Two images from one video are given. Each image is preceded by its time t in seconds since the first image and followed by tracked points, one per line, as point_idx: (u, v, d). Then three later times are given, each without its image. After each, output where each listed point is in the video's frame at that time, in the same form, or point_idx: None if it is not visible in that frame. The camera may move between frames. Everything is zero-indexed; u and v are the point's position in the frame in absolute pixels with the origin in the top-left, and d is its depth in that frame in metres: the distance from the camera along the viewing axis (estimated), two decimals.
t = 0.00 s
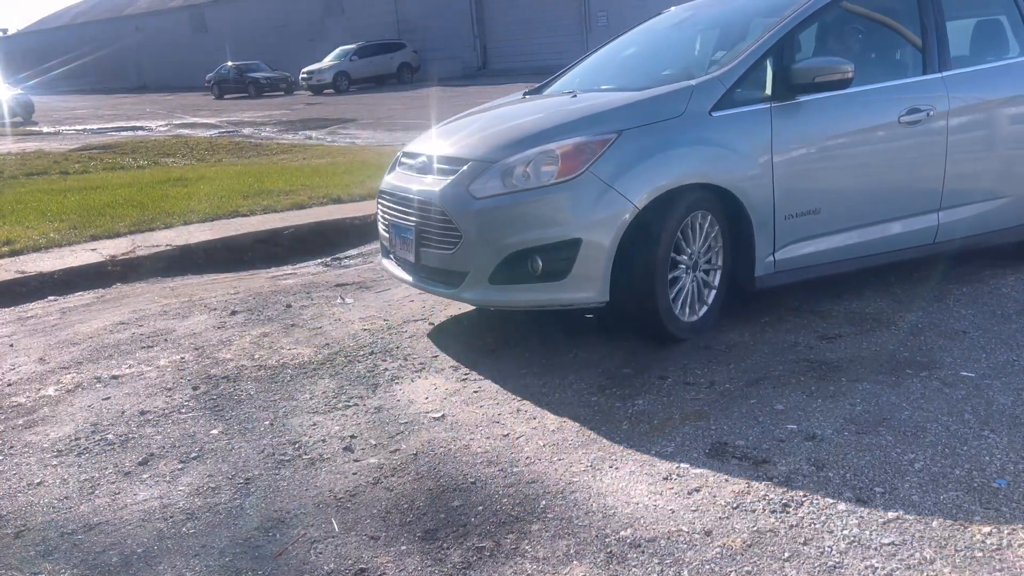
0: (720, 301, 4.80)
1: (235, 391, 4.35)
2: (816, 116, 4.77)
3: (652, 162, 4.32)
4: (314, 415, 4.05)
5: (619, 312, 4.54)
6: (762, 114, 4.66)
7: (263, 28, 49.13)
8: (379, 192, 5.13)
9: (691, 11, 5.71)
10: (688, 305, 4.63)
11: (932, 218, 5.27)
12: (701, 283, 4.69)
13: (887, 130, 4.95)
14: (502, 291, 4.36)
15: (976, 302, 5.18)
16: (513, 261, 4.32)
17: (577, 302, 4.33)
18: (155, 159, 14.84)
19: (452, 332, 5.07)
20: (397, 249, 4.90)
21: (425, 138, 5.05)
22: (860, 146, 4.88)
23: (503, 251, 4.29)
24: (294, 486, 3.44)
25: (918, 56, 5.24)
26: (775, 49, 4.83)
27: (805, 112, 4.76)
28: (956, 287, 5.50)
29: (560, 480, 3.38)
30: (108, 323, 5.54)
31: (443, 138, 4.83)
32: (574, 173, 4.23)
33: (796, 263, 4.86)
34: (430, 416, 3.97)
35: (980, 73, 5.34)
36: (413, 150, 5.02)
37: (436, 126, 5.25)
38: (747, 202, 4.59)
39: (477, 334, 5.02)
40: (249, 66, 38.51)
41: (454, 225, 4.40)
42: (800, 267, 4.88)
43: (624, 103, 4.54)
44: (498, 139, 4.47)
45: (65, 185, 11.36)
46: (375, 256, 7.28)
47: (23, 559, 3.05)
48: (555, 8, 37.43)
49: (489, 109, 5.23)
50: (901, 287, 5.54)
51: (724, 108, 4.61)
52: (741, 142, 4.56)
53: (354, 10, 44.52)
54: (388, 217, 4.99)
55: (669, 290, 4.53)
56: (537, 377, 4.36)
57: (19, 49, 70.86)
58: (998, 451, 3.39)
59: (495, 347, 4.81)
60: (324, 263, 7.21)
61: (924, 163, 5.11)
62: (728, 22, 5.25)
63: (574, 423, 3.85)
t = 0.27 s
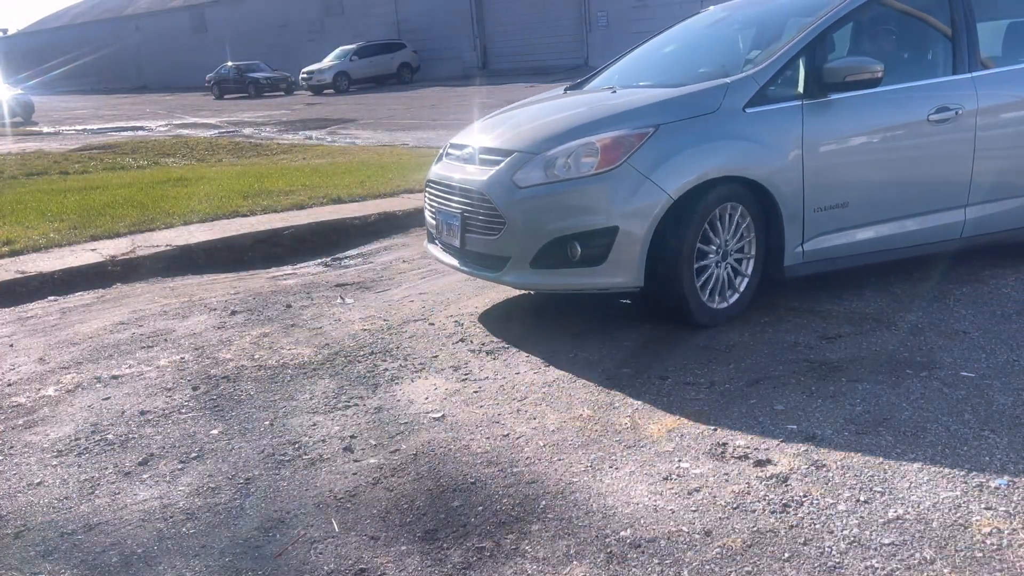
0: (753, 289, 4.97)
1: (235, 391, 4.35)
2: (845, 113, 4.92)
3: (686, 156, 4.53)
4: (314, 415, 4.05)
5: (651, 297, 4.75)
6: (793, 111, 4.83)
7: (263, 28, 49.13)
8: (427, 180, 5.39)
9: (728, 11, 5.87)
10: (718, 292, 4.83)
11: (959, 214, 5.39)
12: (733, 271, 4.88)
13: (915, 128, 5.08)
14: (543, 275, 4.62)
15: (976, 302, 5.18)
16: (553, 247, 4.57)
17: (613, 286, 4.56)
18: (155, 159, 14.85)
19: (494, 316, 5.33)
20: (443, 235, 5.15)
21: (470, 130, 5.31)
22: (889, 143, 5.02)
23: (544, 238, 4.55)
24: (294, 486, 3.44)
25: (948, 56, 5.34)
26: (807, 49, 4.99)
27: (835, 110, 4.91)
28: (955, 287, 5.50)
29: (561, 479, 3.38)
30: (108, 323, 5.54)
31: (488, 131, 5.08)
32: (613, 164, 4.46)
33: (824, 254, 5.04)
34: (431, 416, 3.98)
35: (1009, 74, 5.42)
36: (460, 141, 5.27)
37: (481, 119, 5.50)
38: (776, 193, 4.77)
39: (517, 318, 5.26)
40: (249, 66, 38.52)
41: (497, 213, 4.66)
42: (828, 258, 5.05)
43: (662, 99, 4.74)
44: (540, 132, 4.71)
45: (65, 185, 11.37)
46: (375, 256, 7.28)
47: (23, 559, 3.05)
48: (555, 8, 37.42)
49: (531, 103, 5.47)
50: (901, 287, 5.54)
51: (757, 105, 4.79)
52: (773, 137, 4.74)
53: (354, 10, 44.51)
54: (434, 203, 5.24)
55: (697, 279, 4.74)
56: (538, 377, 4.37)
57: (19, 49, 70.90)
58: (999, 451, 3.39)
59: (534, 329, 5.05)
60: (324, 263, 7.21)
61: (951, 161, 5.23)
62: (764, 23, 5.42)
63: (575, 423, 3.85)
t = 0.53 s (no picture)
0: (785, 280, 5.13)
1: (235, 391, 4.35)
2: (876, 110, 5.10)
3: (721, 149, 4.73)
4: (313, 415, 4.05)
5: (684, 285, 4.94)
6: (823, 110, 5.00)
7: (263, 28, 49.15)
8: (470, 171, 5.63)
9: (763, 11, 6.05)
10: (748, 282, 5.01)
11: (985, 209, 5.55)
12: (766, 260, 5.05)
13: (944, 124, 5.25)
14: (581, 263, 4.83)
15: (976, 302, 5.18)
16: (591, 236, 4.78)
17: (648, 274, 4.77)
18: (155, 159, 14.85)
19: (533, 302, 5.55)
20: (485, 224, 5.37)
21: (512, 122, 5.53)
22: (917, 139, 5.19)
23: (583, 228, 4.76)
24: (294, 486, 3.44)
25: (978, 55, 5.50)
26: (841, 48, 5.19)
27: (866, 106, 5.09)
28: (956, 288, 5.49)
29: (561, 479, 3.38)
30: (108, 324, 5.54)
31: (530, 124, 5.30)
32: (650, 158, 4.66)
33: (853, 246, 5.22)
34: (432, 416, 3.98)
35: None
36: (503, 133, 5.49)
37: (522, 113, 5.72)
38: (807, 186, 4.96)
39: (556, 304, 5.47)
40: (249, 66, 38.54)
41: (538, 204, 4.88)
42: (856, 250, 5.23)
43: (698, 95, 4.93)
44: (581, 126, 4.92)
45: (66, 185, 11.38)
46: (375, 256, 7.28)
47: (23, 559, 3.05)
48: (555, 8, 37.41)
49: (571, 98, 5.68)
50: (902, 287, 5.55)
51: (791, 101, 4.98)
52: (806, 133, 4.93)
53: (354, 11, 44.51)
54: (477, 193, 5.47)
55: (728, 270, 4.92)
56: (539, 377, 4.37)
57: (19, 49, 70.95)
58: (999, 451, 3.38)
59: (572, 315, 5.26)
60: (324, 264, 7.21)
61: (978, 157, 5.40)
62: (798, 22, 5.61)
63: (575, 423, 3.85)
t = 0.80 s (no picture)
0: (818, 271, 5.28)
1: (235, 391, 4.35)
2: (908, 107, 5.25)
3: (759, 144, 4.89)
4: (313, 415, 4.05)
5: (720, 277, 5.10)
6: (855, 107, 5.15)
7: (263, 28, 49.15)
8: (512, 166, 5.82)
9: (795, 11, 6.21)
10: (781, 272, 5.17)
11: (1013, 205, 5.71)
12: (799, 251, 5.20)
13: (973, 122, 5.41)
14: (620, 254, 5.01)
15: (976, 302, 5.17)
16: (630, 228, 4.95)
17: (686, 264, 4.92)
18: (155, 159, 14.86)
19: (572, 292, 5.72)
20: (526, 217, 5.56)
21: (553, 120, 5.73)
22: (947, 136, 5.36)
23: (622, 220, 4.93)
24: (294, 486, 3.44)
25: (1006, 55, 5.65)
26: (874, 47, 5.34)
27: (898, 104, 5.24)
28: (956, 287, 5.48)
29: (561, 479, 3.38)
30: (108, 324, 5.54)
31: (570, 121, 5.49)
32: (688, 152, 4.84)
33: (885, 239, 5.37)
34: (432, 417, 3.98)
35: None
36: (544, 130, 5.69)
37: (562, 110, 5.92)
38: (841, 181, 5.11)
39: (596, 294, 5.65)
40: (249, 66, 38.55)
41: (579, 197, 5.07)
42: (888, 243, 5.39)
43: (734, 93, 5.11)
44: (621, 123, 5.11)
45: (66, 185, 11.39)
46: (375, 256, 7.29)
47: (23, 559, 3.05)
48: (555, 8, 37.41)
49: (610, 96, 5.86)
50: (902, 287, 5.54)
51: (826, 98, 5.14)
52: (841, 129, 5.09)
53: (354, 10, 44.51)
54: (519, 188, 5.66)
55: (761, 261, 5.09)
56: (539, 377, 4.37)
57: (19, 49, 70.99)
58: (999, 451, 3.38)
59: (610, 304, 5.44)
60: (324, 263, 7.21)
61: (1006, 154, 5.55)
62: (831, 23, 5.76)
63: (575, 423, 3.85)
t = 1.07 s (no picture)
0: (853, 264, 5.40)
1: (235, 391, 4.35)
2: (941, 105, 5.36)
3: (797, 141, 5.05)
4: (313, 415, 4.05)
5: (756, 268, 5.26)
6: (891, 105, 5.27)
7: (263, 28, 49.16)
8: (555, 161, 6.01)
9: (832, 11, 6.33)
10: (817, 264, 5.30)
11: None
12: (834, 244, 5.32)
13: (1006, 120, 5.51)
14: (662, 245, 5.19)
15: (976, 302, 5.16)
16: (672, 220, 5.13)
17: (725, 255, 5.10)
18: (155, 159, 14.87)
19: (612, 281, 5.90)
20: (569, 209, 5.74)
21: (594, 117, 5.91)
22: (980, 133, 5.47)
23: (664, 212, 5.11)
24: (294, 486, 3.44)
25: None
26: (910, 46, 5.45)
27: (932, 102, 5.35)
28: (956, 287, 5.48)
29: (561, 479, 3.38)
30: (108, 324, 5.54)
31: (612, 117, 5.67)
32: (729, 149, 5.01)
33: (919, 233, 5.50)
34: (431, 417, 3.97)
35: None
36: (586, 126, 5.87)
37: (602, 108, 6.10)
38: (876, 177, 5.24)
39: (635, 283, 5.83)
40: (249, 66, 38.56)
41: (622, 191, 5.24)
42: (922, 237, 5.51)
43: (772, 92, 5.27)
44: (663, 120, 5.29)
45: (66, 185, 11.40)
46: (375, 257, 7.29)
47: (24, 559, 3.05)
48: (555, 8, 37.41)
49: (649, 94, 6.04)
50: (902, 287, 5.51)
51: (862, 97, 5.27)
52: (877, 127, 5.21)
53: (354, 11, 44.51)
54: (562, 181, 5.85)
55: (797, 252, 5.22)
56: (539, 377, 4.37)
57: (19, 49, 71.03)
58: (1000, 451, 3.38)
59: (650, 293, 5.61)
60: (324, 264, 7.21)
61: None
62: (867, 23, 5.88)
63: (575, 423, 3.85)
